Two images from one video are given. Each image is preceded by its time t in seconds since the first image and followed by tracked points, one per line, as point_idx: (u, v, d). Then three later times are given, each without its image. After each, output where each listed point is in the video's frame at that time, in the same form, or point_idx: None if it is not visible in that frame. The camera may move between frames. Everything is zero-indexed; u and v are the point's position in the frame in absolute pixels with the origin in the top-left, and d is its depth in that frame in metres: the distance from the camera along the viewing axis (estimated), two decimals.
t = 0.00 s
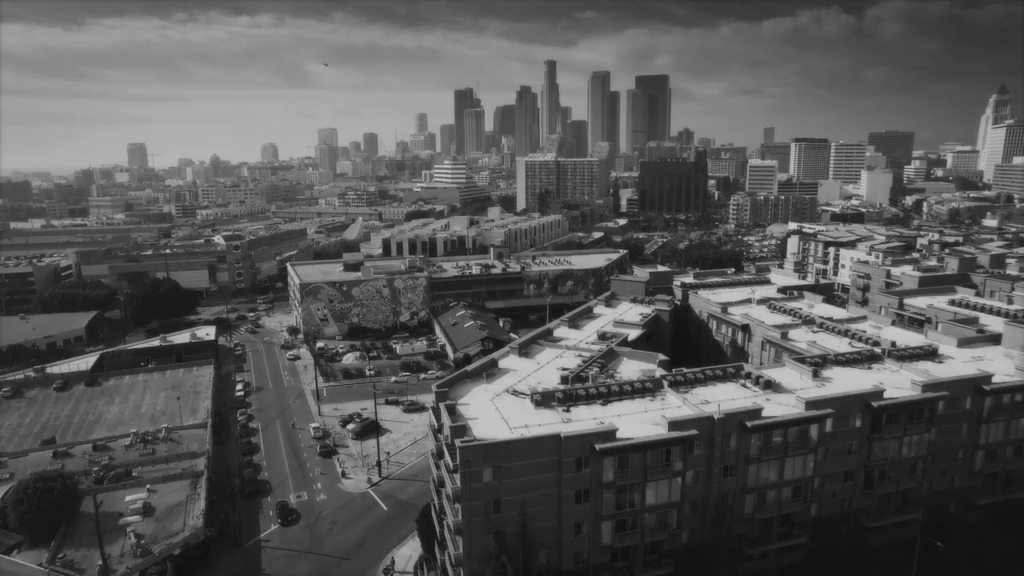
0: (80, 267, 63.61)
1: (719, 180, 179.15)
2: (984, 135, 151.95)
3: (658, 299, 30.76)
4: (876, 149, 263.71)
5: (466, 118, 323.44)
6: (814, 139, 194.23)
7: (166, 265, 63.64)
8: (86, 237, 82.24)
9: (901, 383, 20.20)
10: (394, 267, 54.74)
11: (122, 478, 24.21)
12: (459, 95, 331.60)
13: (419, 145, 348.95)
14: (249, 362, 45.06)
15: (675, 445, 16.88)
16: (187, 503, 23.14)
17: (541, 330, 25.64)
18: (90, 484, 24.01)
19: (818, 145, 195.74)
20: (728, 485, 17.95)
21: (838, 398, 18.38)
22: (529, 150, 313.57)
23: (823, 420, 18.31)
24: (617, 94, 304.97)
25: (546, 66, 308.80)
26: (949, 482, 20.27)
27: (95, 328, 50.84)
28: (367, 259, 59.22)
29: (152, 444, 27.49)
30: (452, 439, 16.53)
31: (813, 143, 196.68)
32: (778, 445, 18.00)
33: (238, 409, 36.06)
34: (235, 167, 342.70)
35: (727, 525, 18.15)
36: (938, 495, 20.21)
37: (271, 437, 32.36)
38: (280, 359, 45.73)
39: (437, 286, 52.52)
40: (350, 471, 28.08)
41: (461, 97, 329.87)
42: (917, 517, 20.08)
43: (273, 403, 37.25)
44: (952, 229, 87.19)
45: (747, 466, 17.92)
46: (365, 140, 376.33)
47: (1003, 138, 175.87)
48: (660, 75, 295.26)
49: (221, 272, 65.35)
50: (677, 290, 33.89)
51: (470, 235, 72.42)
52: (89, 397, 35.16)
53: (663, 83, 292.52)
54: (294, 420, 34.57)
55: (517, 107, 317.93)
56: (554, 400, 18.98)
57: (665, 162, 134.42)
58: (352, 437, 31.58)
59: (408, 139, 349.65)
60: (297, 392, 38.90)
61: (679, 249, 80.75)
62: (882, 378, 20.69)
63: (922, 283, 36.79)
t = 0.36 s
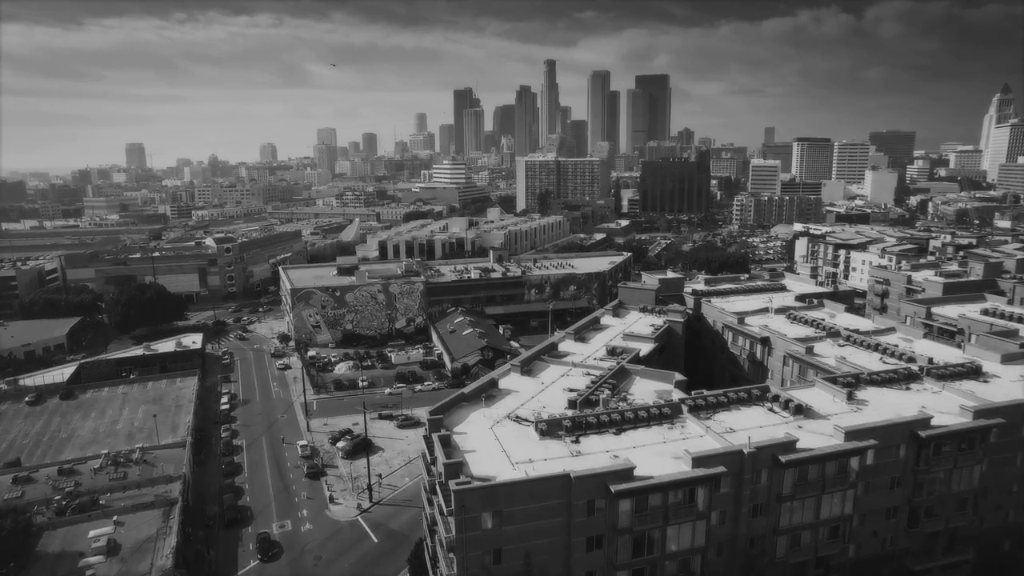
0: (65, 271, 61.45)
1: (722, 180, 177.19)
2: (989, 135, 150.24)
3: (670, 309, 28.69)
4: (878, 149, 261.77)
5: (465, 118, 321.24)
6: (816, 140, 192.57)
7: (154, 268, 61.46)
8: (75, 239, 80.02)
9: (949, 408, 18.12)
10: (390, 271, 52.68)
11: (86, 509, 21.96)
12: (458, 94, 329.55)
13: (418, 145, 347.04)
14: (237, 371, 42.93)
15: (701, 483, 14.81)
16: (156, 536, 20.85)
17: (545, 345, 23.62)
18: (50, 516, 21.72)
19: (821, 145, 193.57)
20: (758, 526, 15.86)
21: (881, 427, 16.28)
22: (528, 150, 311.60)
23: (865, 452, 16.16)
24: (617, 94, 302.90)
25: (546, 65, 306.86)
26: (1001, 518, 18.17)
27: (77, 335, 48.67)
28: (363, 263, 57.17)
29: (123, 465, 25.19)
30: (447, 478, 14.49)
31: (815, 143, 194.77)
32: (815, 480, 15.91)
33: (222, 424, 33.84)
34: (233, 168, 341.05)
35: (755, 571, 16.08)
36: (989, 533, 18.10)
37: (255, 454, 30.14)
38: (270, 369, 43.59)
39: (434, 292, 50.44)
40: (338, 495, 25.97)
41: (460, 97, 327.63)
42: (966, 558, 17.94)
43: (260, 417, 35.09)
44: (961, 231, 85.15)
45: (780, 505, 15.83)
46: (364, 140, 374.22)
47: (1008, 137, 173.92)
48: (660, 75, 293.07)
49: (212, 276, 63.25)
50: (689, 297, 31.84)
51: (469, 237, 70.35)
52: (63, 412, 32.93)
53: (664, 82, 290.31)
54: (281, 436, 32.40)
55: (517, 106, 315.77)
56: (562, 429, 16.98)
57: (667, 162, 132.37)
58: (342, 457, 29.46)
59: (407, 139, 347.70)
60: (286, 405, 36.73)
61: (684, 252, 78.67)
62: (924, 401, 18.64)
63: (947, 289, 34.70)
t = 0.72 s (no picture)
0: (50, 275, 59.45)
1: (723, 180, 175.21)
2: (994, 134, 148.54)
3: (684, 320, 26.69)
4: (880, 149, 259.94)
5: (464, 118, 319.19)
6: (819, 140, 190.82)
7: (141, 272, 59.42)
8: (64, 241, 77.94)
9: (1006, 438, 16.07)
10: (385, 275, 50.67)
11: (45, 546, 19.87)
12: (457, 94, 327.59)
13: (417, 145, 345.15)
14: (225, 381, 40.90)
15: (735, 531, 12.77)
16: None
17: (549, 362, 21.69)
18: (5, 553, 19.63)
19: (823, 145, 191.70)
20: None
21: (937, 463, 14.21)
22: (528, 150, 309.60)
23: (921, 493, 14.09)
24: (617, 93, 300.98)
25: (545, 64, 305.06)
26: None
27: (59, 342, 46.72)
28: (358, 266, 55.20)
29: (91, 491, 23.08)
30: (441, 529, 12.49)
31: (818, 142, 192.95)
32: (864, 525, 13.82)
33: (205, 440, 31.76)
34: (231, 167, 339.01)
35: None
36: None
37: (239, 475, 28.05)
38: (259, 379, 41.51)
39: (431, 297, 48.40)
40: (326, 523, 23.97)
41: (459, 97, 325.66)
42: None
43: (246, 432, 33.03)
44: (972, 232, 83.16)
45: (824, 553, 13.76)
46: (362, 140, 372.18)
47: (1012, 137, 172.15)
48: (661, 74, 290.87)
49: (203, 279, 61.26)
50: (702, 306, 29.91)
51: (468, 239, 68.34)
52: (34, 428, 30.84)
53: (664, 81, 288.14)
54: (267, 453, 30.37)
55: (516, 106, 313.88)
56: (572, 465, 15.01)
57: (669, 162, 130.39)
58: (331, 478, 27.41)
59: (405, 139, 345.79)
60: (274, 419, 34.60)
61: (688, 254, 76.74)
62: (978, 430, 16.57)
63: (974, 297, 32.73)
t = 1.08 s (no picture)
0: (36, 278, 57.66)
1: (726, 180, 173.48)
2: (998, 135, 147.21)
3: (696, 333, 25.03)
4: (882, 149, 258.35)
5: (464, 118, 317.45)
6: (821, 140, 189.33)
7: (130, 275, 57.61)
8: (54, 243, 76.14)
9: None
10: (381, 279, 48.95)
11: None
12: (457, 93, 326.00)
13: (417, 144, 343.43)
14: (213, 391, 39.16)
15: None
16: None
17: (555, 381, 19.99)
18: None
19: (826, 145, 190.12)
20: None
21: (1002, 507, 12.41)
22: (527, 150, 307.81)
23: (983, 541, 12.20)
24: (617, 93, 299.29)
25: (545, 64, 303.38)
26: None
27: (41, 349, 44.98)
28: (354, 270, 53.43)
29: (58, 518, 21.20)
30: None
31: (820, 142, 191.30)
32: None
33: (188, 456, 29.92)
34: (230, 167, 337.60)
35: None
36: None
37: (222, 496, 26.27)
38: (249, 388, 39.74)
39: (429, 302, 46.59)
40: (313, 552, 22.23)
41: (459, 97, 324.06)
42: None
43: (232, 446, 31.25)
44: (981, 233, 81.50)
45: None
46: (361, 140, 370.78)
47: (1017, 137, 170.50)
48: (661, 73, 289.08)
49: (194, 283, 59.54)
50: (715, 316, 28.21)
51: (467, 241, 66.58)
52: (6, 445, 28.99)
53: (665, 81, 286.44)
54: (253, 470, 28.62)
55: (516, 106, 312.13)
56: (582, 506, 13.30)
57: (671, 162, 128.64)
58: (320, 500, 25.65)
59: (405, 139, 344.18)
60: (262, 433, 32.79)
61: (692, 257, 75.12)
62: None
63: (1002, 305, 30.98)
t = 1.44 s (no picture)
0: (20, 282, 55.67)
1: (728, 180, 171.61)
2: (1004, 134, 145.41)
3: (713, 348, 23.10)
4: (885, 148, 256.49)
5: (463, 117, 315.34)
6: (823, 139, 187.50)
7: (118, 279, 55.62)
8: (42, 245, 74.14)
9: None
10: (376, 283, 47.01)
11: None
12: (456, 93, 324.08)
13: (416, 144, 341.60)
14: (199, 402, 37.23)
15: None
16: None
17: (562, 406, 18.08)
18: None
19: (828, 144, 188.30)
20: None
21: None
22: (527, 150, 305.80)
23: None
24: (618, 92, 297.26)
25: (545, 63, 301.49)
26: None
27: (21, 357, 43.00)
28: (349, 274, 51.51)
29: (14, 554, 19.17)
30: None
31: (822, 142, 189.50)
32: None
33: (168, 477, 27.91)
34: (228, 167, 335.47)
35: None
36: None
37: (201, 523, 24.23)
38: (236, 400, 37.70)
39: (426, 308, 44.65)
40: None
41: (458, 96, 322.11)
42: None
43: (215, 465, 29.24)
44: (992, 235, 79.68)
45: None
46: (360, 139, 368.78)
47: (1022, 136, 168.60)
48: (662, 72, 287.12)
49: (184, 286, 57.59)
50: (732, 327, 26.29)
51: (466, 242, 64.63)
52: None
53: (665, 80, 284.44)
54: (236, 492, 26.65)
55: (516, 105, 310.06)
56: (598, 565, 11.34)
57: (674, 161, 126.71)
58: (306, 528, 23.65)
59: (404, 139, 342.00)
60: (248, 450, 30.78)
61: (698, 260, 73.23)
62: None
63: None
